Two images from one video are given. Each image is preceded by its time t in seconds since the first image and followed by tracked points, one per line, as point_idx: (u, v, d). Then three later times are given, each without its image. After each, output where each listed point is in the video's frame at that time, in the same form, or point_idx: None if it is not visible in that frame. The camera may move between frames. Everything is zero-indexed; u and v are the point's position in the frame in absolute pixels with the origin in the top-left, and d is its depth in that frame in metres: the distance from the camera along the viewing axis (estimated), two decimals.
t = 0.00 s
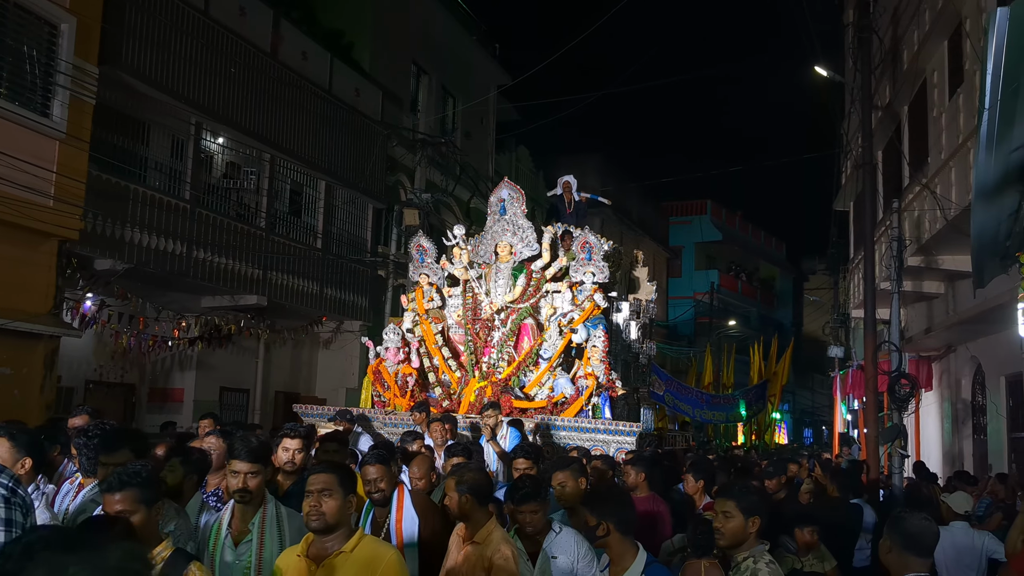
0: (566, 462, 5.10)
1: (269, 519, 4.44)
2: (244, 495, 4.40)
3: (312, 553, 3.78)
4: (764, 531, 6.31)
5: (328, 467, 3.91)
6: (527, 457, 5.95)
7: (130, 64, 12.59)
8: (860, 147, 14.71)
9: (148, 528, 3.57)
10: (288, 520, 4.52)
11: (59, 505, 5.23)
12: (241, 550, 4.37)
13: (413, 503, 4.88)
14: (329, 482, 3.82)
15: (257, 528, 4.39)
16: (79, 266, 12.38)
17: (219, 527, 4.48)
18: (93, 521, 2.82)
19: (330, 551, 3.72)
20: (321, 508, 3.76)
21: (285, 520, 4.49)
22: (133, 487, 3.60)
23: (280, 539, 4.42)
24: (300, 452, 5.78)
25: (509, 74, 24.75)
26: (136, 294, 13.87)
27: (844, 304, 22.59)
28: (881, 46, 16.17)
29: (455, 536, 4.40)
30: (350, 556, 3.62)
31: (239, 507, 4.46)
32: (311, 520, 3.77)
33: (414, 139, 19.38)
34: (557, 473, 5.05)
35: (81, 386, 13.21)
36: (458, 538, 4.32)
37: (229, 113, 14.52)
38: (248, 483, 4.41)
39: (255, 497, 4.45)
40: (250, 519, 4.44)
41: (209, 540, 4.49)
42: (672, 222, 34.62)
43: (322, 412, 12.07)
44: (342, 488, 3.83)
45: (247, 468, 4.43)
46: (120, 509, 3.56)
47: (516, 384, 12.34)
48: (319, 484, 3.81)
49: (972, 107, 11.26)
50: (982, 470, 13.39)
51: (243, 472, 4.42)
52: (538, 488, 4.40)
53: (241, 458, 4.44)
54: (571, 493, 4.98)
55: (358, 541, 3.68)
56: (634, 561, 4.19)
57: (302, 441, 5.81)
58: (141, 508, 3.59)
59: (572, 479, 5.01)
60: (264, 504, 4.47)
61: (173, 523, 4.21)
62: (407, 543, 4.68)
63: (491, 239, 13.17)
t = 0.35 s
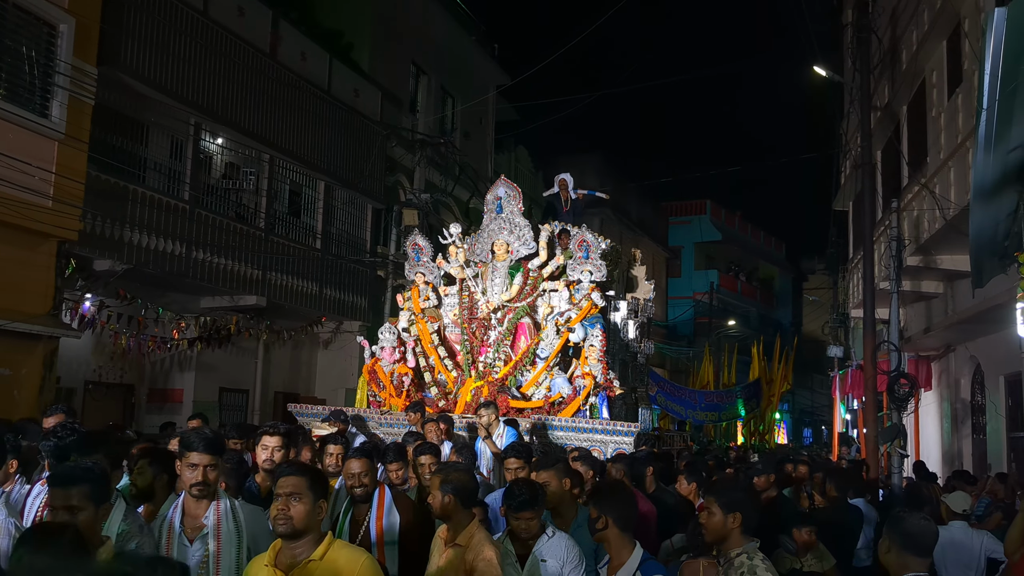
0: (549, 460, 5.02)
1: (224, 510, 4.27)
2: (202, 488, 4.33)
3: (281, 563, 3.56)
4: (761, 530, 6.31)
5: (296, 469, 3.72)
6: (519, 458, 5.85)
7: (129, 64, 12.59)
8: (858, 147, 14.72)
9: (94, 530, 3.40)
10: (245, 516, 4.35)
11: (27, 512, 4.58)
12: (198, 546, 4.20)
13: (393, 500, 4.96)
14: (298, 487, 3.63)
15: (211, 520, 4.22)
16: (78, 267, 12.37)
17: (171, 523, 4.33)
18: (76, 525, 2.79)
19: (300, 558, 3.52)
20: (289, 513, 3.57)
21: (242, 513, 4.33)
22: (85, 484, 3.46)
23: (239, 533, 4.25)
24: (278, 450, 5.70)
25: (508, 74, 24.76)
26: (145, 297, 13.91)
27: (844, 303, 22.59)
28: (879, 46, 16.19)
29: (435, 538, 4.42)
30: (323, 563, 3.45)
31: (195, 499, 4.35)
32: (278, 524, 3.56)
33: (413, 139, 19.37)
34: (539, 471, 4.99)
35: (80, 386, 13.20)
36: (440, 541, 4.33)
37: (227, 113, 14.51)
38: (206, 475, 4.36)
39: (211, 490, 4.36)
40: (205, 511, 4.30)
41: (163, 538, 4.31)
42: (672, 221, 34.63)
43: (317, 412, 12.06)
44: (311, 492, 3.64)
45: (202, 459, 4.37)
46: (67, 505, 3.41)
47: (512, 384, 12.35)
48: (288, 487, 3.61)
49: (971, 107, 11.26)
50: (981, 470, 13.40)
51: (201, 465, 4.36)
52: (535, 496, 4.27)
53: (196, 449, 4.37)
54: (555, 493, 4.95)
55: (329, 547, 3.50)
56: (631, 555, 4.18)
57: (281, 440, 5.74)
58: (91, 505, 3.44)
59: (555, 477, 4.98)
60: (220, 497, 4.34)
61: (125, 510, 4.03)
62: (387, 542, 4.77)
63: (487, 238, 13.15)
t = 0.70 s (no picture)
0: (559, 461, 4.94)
1: (205, 516, 4.18)
2: (185, 493, 4.17)
3: (269, 563, 3.54)
4: (764, 530, 6.30)
5: (291, 470, 3.71)
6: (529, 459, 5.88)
7: (134, 65, 12.62)
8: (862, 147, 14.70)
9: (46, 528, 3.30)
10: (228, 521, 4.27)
11: None
12: (179, 552, 4.10)
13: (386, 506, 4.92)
14: (293, 488, 3.62)
15: (194, 527, 4.13)
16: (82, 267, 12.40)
17: (149, 527, 4.17)
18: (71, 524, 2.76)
19: (292, 560, 3.51)
20: (283, 515, 3.56)
21: (224, 521, 4.23)
22: (35, 484, 3.34)
23: (220, 541, 4.16)
24: (263, 450, 5.85)
25: (511, 74, 24.77)
26: (145, 296, 13.98)
27: (847, 303, 22.56)
28: (883, 46, 16.17)
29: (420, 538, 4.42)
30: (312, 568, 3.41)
31: (173, 502, 4.19)
32: (272, 526, 3.55)
33: (416, 139, 19.39)
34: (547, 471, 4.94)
35: (85, 386, 13.24)
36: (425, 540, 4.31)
37: (231, 113, 14.53)
38: (192, 479, 4.19)
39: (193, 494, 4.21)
40: (185, 517, 4.18)
41: (139, 540, 4.16)
42: (675, 222, 34.60)
43: (317, 412, 12.06)
44: (306, 494, 3.64)
45: (186, 461, 4.20)
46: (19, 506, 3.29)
47: (514, 383, 12.34)
48: (283, 488, 3.60)
49: (975, 106, 11.23)
50: (986, 470, 13.37)
51: (187, 468, 4.19)
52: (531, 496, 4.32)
53: (181, 451, 4.19)
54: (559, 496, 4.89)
55: (322, 554, 3.46)
56: (629, 550, 4.23)
57: (267, 440, 5.90)
58: (41, 505, 3.34)
59: (562, 480, 4.89)
60: (203, 504, 4.22)
61: (89, 508, 3.94)
62: (377, 552, 4.73)
63: (488, 237, 13.15)
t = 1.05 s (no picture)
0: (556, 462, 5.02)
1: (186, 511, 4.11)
2: (163, 494, 4.08)
3: (252, 567, 3.55)
4: (767, 531, 6.29)
5: (277, 472, 3.71)
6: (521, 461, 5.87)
7: (139, 66, 12.65)
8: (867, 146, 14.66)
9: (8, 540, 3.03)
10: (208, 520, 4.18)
11: None
12: (153, 554, 4.00)
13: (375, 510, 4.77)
14: (277, 491, 3.62)
15: (171, 530, 4.03)
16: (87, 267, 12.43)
17: (127, 529, 4.12)
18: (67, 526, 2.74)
19: (273, 567, 3.54)
20: (265, 519, 3.56)
21: (203, 522, 4.14)
22: None
23: (197, 542, 4.05)
24: (270, 453, 5.70)
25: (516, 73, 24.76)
26: (147, 296, 13.94)
27: (852, 303, 22.50)
28: (888, 46, 16.13)
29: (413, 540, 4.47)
30: None
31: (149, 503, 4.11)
32: (255, 531, 3.56)
33: (421, 139, 19.40)
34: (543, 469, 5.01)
35: (90, 386, 13.27)
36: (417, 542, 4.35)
37: (235, 113, 14.56)
38: (170, 480, 4.12)
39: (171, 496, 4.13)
40: (163, 519, 4.09)
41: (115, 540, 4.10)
42: (680, 221, 34.55)
43: (318, 411, 12.06)
44: (290, 498, 3.64)
45: (167, 461, 4.14)
46: None
47: (516, 383, 12.32)
48: (267, 491, 3.60)
49: (980, 106, 11.19)
50: (991, 470, 13.33)
51: (165, 468, 4.12)
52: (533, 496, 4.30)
53: (162, 451, 4.15)
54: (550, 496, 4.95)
55: (305, 563, 3.49)
56: (627, 545, 4.22)
57: (273, 443, 5.73)
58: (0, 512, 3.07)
59: (556, 479, 4.96)
60: (181, 505, 4.12)
61: (57, 506, 3.97)
62: (355, 560, 4.55)
63: (490, 235, 13.14)
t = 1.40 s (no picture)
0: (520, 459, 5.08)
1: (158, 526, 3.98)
2: (138, 499, 3.91)
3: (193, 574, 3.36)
4: (767, 530, 6.28)
5: (219, 473, 3.51)
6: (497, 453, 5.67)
7: (144, 67, 12.69)
8: (871, 147, 14.64)
9: None
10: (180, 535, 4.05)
11: None
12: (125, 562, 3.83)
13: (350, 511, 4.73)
14: (216, 492, 3.42)
15: (143, 536, 3.90)
16: (92, 267, 12.47)
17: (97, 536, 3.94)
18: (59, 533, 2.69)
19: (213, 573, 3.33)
20: (204, 521, 3.37)
21: (177, 527, 4.06)
22: None
23: (171, 549, 3.97)
24: (253, 454, 5.61)
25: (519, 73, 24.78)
26: (153, 296, 14.01)
27: (856, 303, 22.47)
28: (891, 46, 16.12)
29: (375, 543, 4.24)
30: None
31: (121, 509, 3.94)
32: (193, 533, 3.37)
33: (424, 139, 19.42)
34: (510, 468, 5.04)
35: (94, 386, 13.30)
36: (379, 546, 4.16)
37: (239, 114, 14.60)
38: (143, 484, 3.91)
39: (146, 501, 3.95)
40: (134, 526, 3.93)
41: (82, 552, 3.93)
42: (683, 221, 34.55)
43: (317, 410, 12.05)
44: (232, 498, 3.43)
45: (138, 465, 3.92)
46: None
47: (517, 382, 12.32)
48: (207, 492, 3.40)
49: (984, 106, 11.17)
50: (994, 471, 13.31)
51: (137, 472, 3.91)
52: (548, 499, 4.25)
53: (135, 455, 3.92)
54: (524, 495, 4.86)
55: (249, 564, 3.28)
56: (632, 545, 4.23)
57: (256, 444, 5.65)
58: None
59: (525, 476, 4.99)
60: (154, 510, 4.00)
61: (32, 515, 3.73)
62: (331, 560, 4.49)
63: (490, 234, 13.14)
